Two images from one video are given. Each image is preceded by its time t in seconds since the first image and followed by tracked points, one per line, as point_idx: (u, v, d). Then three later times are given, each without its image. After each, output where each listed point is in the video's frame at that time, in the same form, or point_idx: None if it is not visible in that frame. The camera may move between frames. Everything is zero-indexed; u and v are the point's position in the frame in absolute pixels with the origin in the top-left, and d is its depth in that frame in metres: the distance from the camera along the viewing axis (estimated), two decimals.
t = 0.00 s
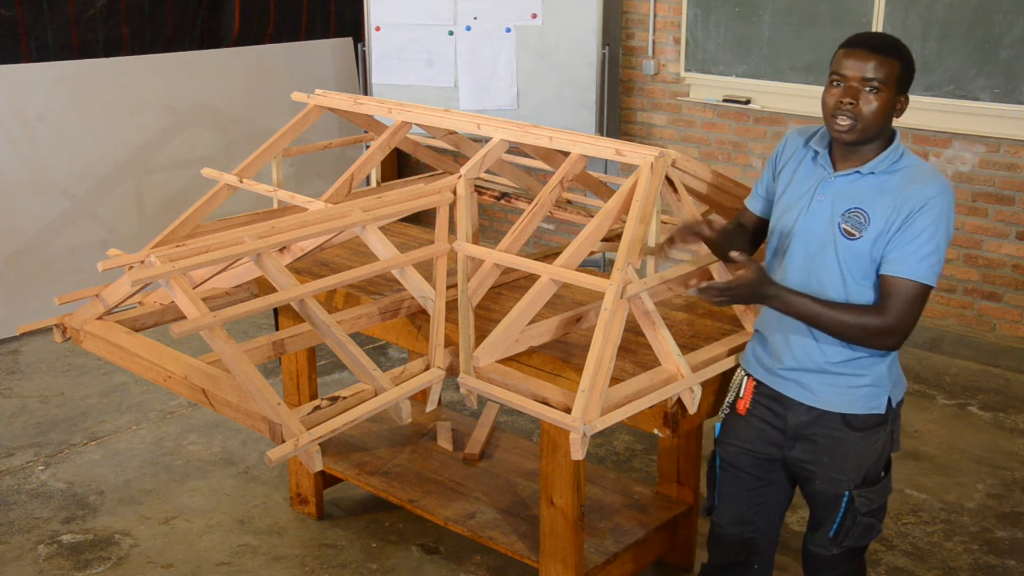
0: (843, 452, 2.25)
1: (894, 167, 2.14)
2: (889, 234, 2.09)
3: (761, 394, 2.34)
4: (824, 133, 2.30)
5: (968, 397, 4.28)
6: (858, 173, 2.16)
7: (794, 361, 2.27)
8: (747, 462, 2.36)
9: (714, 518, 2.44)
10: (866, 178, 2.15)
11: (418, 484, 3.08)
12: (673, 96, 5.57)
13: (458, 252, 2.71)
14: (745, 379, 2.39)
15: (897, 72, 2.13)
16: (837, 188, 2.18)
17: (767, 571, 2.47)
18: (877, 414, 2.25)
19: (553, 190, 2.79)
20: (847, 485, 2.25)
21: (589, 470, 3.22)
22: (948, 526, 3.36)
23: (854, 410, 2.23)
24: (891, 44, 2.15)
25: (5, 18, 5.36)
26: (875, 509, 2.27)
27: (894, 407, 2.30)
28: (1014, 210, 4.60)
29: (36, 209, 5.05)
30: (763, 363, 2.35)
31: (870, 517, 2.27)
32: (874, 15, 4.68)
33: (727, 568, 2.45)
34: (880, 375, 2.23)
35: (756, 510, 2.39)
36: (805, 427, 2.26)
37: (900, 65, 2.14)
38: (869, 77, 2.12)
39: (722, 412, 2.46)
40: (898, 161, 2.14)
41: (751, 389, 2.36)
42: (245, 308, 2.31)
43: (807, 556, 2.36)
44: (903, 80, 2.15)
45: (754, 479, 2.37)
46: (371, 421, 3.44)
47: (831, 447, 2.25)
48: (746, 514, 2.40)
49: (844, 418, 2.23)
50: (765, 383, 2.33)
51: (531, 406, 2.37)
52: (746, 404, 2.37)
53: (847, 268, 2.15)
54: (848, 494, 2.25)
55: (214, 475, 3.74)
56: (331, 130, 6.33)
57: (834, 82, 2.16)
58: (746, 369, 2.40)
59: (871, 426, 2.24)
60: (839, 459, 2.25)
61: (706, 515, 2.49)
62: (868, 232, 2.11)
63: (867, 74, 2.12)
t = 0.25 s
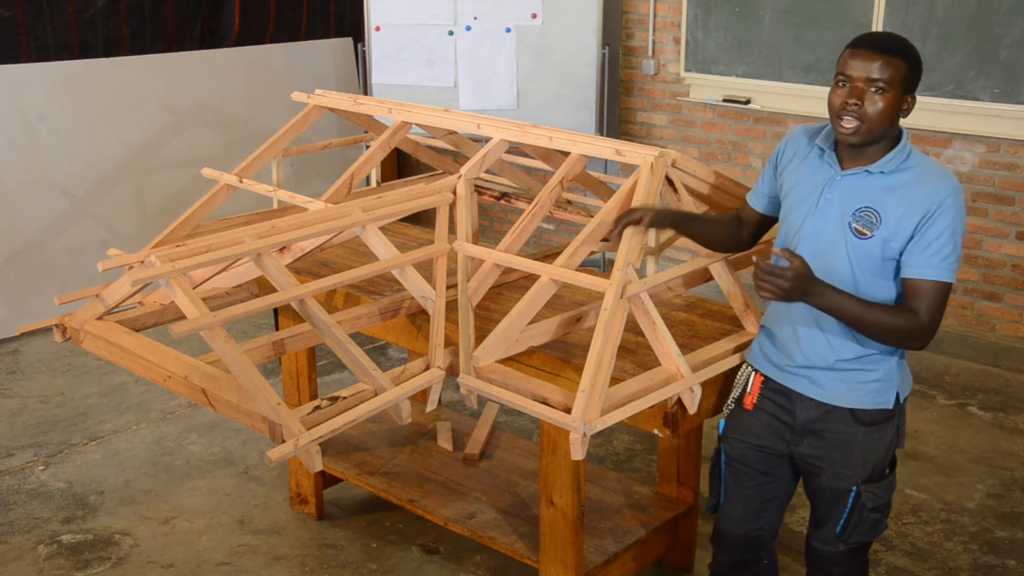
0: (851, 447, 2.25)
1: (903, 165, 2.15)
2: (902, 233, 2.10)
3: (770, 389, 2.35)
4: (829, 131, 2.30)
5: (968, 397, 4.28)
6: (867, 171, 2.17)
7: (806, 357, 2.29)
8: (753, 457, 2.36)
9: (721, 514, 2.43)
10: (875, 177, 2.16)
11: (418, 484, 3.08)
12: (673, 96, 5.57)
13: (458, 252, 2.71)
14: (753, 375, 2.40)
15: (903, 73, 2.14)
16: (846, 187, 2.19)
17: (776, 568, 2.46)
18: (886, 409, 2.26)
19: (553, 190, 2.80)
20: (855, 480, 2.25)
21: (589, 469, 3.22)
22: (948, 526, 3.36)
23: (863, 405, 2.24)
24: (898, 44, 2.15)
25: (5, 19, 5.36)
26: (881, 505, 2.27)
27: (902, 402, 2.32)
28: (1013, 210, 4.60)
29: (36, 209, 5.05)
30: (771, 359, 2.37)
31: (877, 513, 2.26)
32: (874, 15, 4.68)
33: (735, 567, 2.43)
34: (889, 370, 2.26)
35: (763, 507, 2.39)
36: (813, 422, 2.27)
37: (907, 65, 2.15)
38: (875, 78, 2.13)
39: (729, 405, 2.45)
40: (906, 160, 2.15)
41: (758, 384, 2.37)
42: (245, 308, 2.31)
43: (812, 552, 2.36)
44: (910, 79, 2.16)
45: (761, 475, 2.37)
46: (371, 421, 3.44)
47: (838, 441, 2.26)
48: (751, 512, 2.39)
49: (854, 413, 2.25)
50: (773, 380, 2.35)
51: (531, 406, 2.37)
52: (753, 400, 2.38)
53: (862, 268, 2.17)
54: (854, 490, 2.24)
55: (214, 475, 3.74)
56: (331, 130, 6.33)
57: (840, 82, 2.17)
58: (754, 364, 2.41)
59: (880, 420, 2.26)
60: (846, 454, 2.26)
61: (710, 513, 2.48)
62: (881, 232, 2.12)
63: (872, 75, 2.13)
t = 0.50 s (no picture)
0: (853, 445, 2.25)
1: (894, 158, 2.15)
2: (900, 227, 2.11)
3: (769, 392, 2.34)
4: (815, 130, 2.30)
5: (968, 397, 4.28)
6: (858, 166, 2.17)
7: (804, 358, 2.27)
8: (762, 462, 2.37)
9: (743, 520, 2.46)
10: (867, 171, 2.16)
11: (418, 484, 3.08)
12: (673, 96, 5.57)
13: (458, 252, 2.71)
14: (751, 380, 2.39)
15: (889, 70, 2.14)
16: (839, 183, 2.18)
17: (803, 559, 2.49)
18: (885, 404, 2.26)
19: (553, 190, 2.79)
20: (857, 478, 2.26)
21: (589, 470, 3.22)
22: (948, 526, 3.36)
23: (865, 402, 2.24)
24: (883, 42, 2.16)
25: (5, 18, 5.36)
26: (884, 501, 2.27)
27: (899, 396, 2.32)
28: (1013, 210, 4.60)
29: (36, 209, 5.04)
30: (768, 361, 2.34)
31: (880, 509, 2.27)
32: (874, 15, 4.68)
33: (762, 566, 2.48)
34: (887, 365, 2.25)
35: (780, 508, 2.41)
36: (814, 422, 2.27)
37: (893, 62, 2.15)
38: (863, 78, 2.13)
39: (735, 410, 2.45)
40: (896, 153, 2.15)
41: (759, 388, 2.36)
42: (245, 308, 2.31)
43: (814, 551, 2.37)
44: (896, 76, 2.17)
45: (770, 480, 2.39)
46: (371, 421, 3.44)
47: (840, 440, 2.26)
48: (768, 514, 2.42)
49: (854, 410, 2.24)
50: (771, 383, 2.33)
51: (531, 406, 2.37)
52: (756, 405, 2.37)
53: (861, 265, 2.17)
54: (858, 487, 2.25)
55: (214, 475, 3.74)
56: (331, 130, 6.33)
57: (828, 83, 2.17)
58: (751, 370, 2.40)
59: (880, 416, 2.26)
60: (848, 452, 2.25)
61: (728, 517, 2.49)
62: (878, 226, 2.12)
63: (861, 75, 2.13)
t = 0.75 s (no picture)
0: (852, 438, 2.26)
1: (869, 144, 2.17)
2: (882, 211, 2.12)
3: (769, 388, 2.34)
4: (789, 127, 2.31)
5: (968, 398, 4.28)
6: (836, 156, 2.18)
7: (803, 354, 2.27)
8: (764, 456, 2.39)
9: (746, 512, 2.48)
10: (845, 159, 2.17)
11: (418, 484, 3.08)
12: (673, 96, 5.57)
13: (458, 253, 2.71)
14: (750, 376, 2.40)
15: (855, 61, 2.16)
16: (819, 175, 2.19)
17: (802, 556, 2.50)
18: (885, 398, 2.27)
19: (553, 190, 2.79)
20: (855, 470, 2.27)
21: (589, 470, 3.22)
22: (948, 526, 3.36)
23: (864, 396, 2.24)
24: (846, 35, 2.18)
25: (5, 19, 5.36)
26: (881, 495, 2.29)
27: (898, 389, 2.32)
28: (1014, 210, 4.60)
29: (36, 209, 5.04)
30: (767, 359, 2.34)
31: (876, 503, 2.28)
32: (874, 15, 4.68)
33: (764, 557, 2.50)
34: (887, 357, 2.26)
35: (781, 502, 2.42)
36: (814, 416, 2.27)
37: (858, 52, 2.17)
38: (830, 72, 2.15)
39: (737, 405, 2.47)
40: (870, 139, 2.17)
41: (757, 384, 2.36)
42: (245, 307, 2.31)
43: (811, 545, 2.39)
44: (862, 65, 2.18)
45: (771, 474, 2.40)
46: (371, 421, 3.44)
47: (839, 434, 2.26)
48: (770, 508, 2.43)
49: (855, 404, 2.24)
50: (771, 381, 2.33)
51: (531, 406, 2.37)
52: (755, 399, 2.37)
53: (848, 252, 2.17)
54: (855, 480, 2.27)
55: (214, 475, 3.74)
56: (331, 130, 6.33)
57: (796, 79, 2.19)
58: (750, 367, 2.40)
59: (880, 409, 2.26)
60: (847, 445, 2.26)
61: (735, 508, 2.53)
62: (861, 212, 2.14)
63: (828, 70, 2.15)
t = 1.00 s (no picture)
0: (865, 432, 2.28)
1: (858, 137, 2.18)
2: (876, 199, 2.13)
3: (779, 387, 2.35)
4: (775, 125, 2.32)
5: (967, 397, 4.28)
6: (827, 150, 2.19)
7: (812, 348, 2.28)
8: (778, 454, 2.40)
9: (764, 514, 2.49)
10: (836, 153, 2.18)
11: (418, 484, 3.08)
12: (673, 96, 5.57)
13: (458, 252, 2.71)
14: (758, 378, 2.41)
15: (837, 59, 2.18)
16: (811, 170, 2.20)
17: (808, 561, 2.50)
18: (895, 387, 2.29)
19: (553, 190, 2.79)
20: (868, 464, 2.29)
21: (589, 470, 3.22)
22: (948, 526, 3.36)
23: (877, 385, 2.26)
24: (828, 34, 2.19)
25: (5, 19, 5.37)
26: (892, 489, 2.32)
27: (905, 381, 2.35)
28: (1014, 210, 4.60)
29: (35, 209, 5.04)
30: (776, 357, 2.35)
31: (887, 497, 2.31)
32: (874, 15, 4.68)
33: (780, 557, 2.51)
34: (894, 346, 2.28)
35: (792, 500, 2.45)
36: (828, 410, 2.29)
37: (839, 50, 2.19)
38: (814, 70, 2.16)
39: (749, 412, 2.47)
40: (858, 132, 2.19)
41: (768, 386, 2.38)
42: (245, 307, 2.31)
43: (817, 547, 2.38)
44: (844, 63, 2.20)
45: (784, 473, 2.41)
46: (371, 421, 3.44)
47: (853, 427, 2.28)
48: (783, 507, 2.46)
49: (868, 394, 2.26)
50: (781, 379, 2.34)
51: (531, 406, 2.37)
52: (767, 401, 2.39)
53: (847, 242, 2.18)
54: (868, 474, 2.29)
55: (214, 475, 3.74)
56: (331, 130, 6.33)
57: (780, 79, 2.20)
58: (757, 368, 2.41)
59: (890, 400, 2.29)
60: (861, 438, 2.28)
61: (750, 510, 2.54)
62: (857, 202, 2.15)
63: (811, 68, 2.16)
